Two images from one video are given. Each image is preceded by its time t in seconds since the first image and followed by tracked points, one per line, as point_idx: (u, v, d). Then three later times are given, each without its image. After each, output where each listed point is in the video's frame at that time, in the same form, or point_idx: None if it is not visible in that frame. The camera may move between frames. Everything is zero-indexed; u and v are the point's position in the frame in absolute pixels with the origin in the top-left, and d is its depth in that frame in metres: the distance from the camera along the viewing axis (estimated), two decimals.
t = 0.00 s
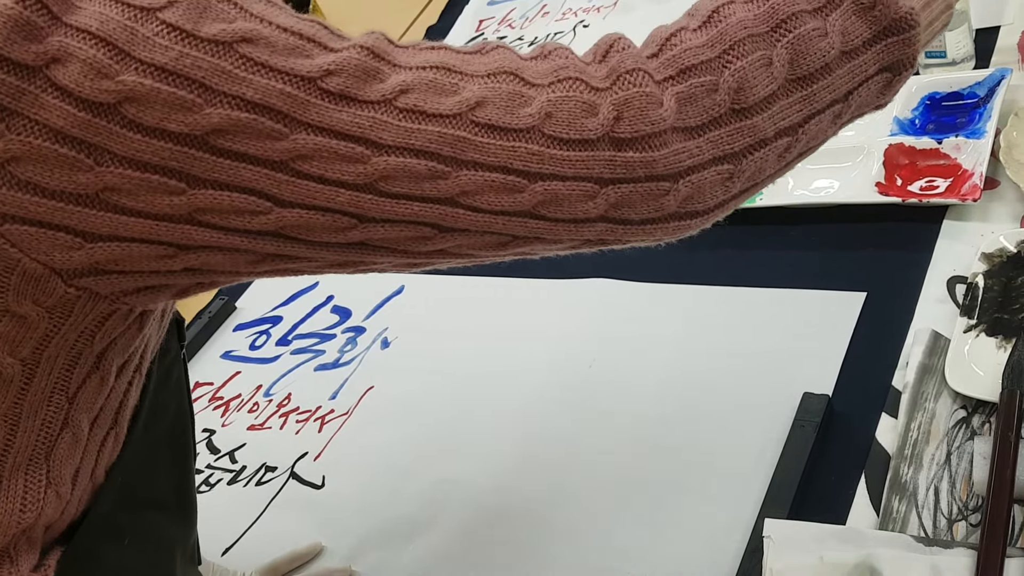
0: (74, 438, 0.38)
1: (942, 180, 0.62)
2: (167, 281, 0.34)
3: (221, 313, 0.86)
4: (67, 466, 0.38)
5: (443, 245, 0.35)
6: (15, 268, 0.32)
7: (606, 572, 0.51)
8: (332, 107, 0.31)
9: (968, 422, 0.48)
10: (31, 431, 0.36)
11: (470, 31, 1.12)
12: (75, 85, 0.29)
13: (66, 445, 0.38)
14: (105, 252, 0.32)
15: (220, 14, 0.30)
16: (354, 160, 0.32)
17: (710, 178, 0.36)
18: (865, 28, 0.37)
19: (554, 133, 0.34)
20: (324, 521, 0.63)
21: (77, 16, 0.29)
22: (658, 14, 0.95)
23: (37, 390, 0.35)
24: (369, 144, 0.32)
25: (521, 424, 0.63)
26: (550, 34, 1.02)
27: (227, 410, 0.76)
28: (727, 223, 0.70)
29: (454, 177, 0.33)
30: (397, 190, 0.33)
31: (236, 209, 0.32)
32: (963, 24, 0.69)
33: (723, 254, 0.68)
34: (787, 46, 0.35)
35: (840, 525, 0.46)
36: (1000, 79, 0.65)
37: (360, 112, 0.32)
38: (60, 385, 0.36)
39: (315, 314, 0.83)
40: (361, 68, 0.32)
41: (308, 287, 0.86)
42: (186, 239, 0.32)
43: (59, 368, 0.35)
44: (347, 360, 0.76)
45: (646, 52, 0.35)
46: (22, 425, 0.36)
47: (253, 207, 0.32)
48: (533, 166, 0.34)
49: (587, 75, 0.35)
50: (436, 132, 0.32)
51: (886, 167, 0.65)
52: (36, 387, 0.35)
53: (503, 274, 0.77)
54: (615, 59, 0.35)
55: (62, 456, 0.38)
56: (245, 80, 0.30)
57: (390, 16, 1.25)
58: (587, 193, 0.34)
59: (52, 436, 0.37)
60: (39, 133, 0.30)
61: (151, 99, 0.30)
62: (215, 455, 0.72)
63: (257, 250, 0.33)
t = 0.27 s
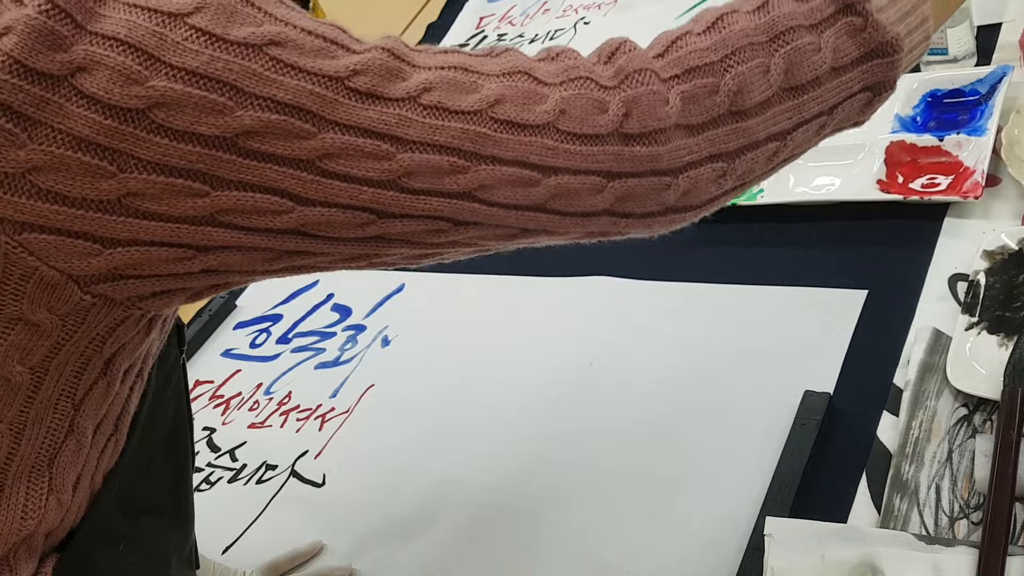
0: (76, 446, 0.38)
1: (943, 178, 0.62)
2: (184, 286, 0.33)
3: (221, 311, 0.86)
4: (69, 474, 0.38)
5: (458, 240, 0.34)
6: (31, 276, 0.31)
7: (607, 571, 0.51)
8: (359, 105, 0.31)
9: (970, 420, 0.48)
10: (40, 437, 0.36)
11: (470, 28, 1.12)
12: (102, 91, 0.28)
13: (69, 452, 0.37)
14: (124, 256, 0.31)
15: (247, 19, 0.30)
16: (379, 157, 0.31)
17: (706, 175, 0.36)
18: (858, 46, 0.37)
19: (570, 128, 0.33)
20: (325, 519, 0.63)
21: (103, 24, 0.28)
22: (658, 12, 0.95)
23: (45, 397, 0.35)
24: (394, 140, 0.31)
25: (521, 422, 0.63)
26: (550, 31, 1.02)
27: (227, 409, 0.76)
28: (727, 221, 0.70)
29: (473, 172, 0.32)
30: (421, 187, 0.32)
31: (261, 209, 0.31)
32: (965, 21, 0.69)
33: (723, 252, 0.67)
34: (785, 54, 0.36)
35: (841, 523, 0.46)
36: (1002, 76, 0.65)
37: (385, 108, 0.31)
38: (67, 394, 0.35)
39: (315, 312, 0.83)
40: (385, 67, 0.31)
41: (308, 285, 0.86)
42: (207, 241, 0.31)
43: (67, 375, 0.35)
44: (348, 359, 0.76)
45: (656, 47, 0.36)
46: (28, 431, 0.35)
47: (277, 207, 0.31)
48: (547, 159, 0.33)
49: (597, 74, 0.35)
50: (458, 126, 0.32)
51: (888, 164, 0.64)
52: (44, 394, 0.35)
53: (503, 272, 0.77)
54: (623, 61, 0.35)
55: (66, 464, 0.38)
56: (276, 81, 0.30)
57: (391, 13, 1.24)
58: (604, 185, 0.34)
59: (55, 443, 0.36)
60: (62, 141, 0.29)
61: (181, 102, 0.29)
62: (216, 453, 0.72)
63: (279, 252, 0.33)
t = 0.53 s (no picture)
0: (65, 450, 0.38)
1: (944, 176, 0.61)
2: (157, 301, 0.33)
3: (221, 310, 0.86)
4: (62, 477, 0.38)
5: (436, 279, 0.35)
6: (7, 285, 0.31)
7: (607, 570, 0.51)
8: (338, 146, 0.31)
9: (970, 420, 0.48)
10: (24, 443, 0.36)
11: (470, 27, 1.11)
12: (78, 109, 0.28)
13: (59, 455, 0.37)
14: (99, 270, 0.31)
15: (228, 45, 0.30)
16: (355, 199, 0.31)
17: (690, 237, 0.35)
18: (848, 101, 0.36)
19: (553, 184, 0.33)
20: (325, 518, 0.63)
21: (81, 37, 0.28)
22: (659, 10, 0.94)
23: (26, 403, 0.35)
24: (372, 183, 0.31)
25: (521, 420, 0.63)
26: (550, 30, 1.02)
27: (227, 407, 0.76)
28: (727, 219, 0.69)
29: (452, 221, 0.32)
30: (397, 230, 0.32)
31: (235, 238, 0.31)
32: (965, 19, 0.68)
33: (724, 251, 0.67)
34: (776, 115, 0.35)
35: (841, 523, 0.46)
36: (1002, 75, 0.65)
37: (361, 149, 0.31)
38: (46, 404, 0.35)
39: (315, 311, 0.83)
40: (367, 109, 0.31)
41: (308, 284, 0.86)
42: (183, 265, 0.32)
43: (47, 381, 0.35)
44: (347, 358, 0.75)
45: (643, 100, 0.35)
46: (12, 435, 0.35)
47: (252, 237, 0.31)
48: (528, 214, 0.33)
49: (586, 129, 0.34)
50: (438, 176, 0.32)
51: (888, 163, 0.64)
52: (25, 400, 0.35)
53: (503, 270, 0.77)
54: (613, 116, 0.35)
55: (55, 469, 0.38)
56: (253, 116, 0.30)
57: (391, 12, 1.24)
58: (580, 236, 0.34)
59: (44, 449, 0.37)
60: (36, 152, 0.29)
61: (157, 127, 0.29)
62: (215, 452, 0.72)
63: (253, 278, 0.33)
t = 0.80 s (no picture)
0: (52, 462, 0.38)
1: (946, 175, 0.61)
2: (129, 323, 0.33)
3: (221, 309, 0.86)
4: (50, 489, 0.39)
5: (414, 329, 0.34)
6: None
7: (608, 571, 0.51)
8: (323, 193, 0.31)
9: (972, 419, 0.48)
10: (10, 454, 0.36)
11: (470, 26, 1.11)
12: (62, 134, 0.28)
13: (48, 468, 0.38)
14: (78, 292, 0.31)
15: (221, 83, 0.30)
16: (338, 245, 0.31)
17: (668, 309, 0.35)
18: (826, 178, 0.37)
19: (535, 249, 0.33)
20: (325, 519, 0.63)
21: (71, 61, 0.28)
22: (660, 9, 0.94)
23: (8, 410, 0.36)
24: (354, 233, 0.31)
25: (522, 420, 0.62)
26: (551, 28, 1.01)
27: (227, 408, 0.76)
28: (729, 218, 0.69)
29: (434, 276, 0.32)
30: (378, 279, 0.32)
31: (215, 272, 0.31)
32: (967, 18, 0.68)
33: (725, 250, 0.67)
34: (757, 191, 0.35)
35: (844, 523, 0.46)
36: (1004, 74, 0.65)
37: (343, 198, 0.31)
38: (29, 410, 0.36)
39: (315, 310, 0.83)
40: (357, 158, 0.31)
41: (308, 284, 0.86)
42: (161, 292, 0.31)
43: (26, 388, 0.35)
44: (348, 358, 0.75)
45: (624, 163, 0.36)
46: None
47: (232, 272, 0.31)
48: (510, 276, 0.33)
49: (572, 196, 0.34)
50: (422, 233, 0.32)
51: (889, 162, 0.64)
52: (6, 407, 0.35)
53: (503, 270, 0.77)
54: (600, 185, 0.35)
55: (41, 481, 0.38)
56: (241, 156, 0.30)
57: (390, 11, 1.24)
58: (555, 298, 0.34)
59: (29, 461, 0.37)
60: (19, 172, 0.29)
61: (142, 159, 0.29)
62: (216, 452, 0.72)
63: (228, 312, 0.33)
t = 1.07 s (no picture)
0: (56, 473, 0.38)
1: (948, 174, 0.61)
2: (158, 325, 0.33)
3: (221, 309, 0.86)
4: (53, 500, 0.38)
5: (436, 301, 0.35)
6: (11, 311, 0.30)
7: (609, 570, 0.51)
8: (357, 178, 0.31)
9: (975, 419, 0.48)
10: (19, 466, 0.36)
11: (470, 24, 1.11)
12: (99, 141, 0.28)
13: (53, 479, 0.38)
14: (107, 293, 0.30)
15: (255, 80, 0.30)
16: (372, 228, 0.32)
17: (670, 275, 0.37)
18: (821, 169, 0.39)
19: (554, 222, 0.34)
20: (325, 518, 0.63)
21: (103, 69, 0.28)
22: (661, 8, 0.94)
23: (19, 422, 0.35)
24: (391, 215, 0.32)
25: (523, 419, 0.62)
26: (551, 27, 1.01)
27: (227, 407, 0.76)
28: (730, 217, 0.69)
29: (461, 253, 0.33)
30: (409, 259, 0.33)
31: (249, 262, 0.31)
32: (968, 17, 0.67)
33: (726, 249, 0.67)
34: (759, 174, 0.37)
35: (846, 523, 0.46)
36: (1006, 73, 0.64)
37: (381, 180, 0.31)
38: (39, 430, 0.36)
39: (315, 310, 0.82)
40: (387, 143, 0.32)
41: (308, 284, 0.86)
42: (193, 286, 0.31)
43: (41, 400, 0.35)
44: (348, 357, 0.75)
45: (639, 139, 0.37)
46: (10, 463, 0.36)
47: (266, 262, 0.31)
48: (530, 249, 0.34)
49: (586, 170, 0.35)
50: (454, 210, 0.33)
51: (891, 161, 0.64)
52: (18, 420, 0.35)
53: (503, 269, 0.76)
54: (612, 159, 0.36)
55: (46, 490, 0.38)
56: (279, 148, 0.30)
57: (390, 10, 1.24)
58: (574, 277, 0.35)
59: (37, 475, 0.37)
60: (48, 183, 0.28)
61: (181, 158, 0.29)
62: (216, 451, 0.72)
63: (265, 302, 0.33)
